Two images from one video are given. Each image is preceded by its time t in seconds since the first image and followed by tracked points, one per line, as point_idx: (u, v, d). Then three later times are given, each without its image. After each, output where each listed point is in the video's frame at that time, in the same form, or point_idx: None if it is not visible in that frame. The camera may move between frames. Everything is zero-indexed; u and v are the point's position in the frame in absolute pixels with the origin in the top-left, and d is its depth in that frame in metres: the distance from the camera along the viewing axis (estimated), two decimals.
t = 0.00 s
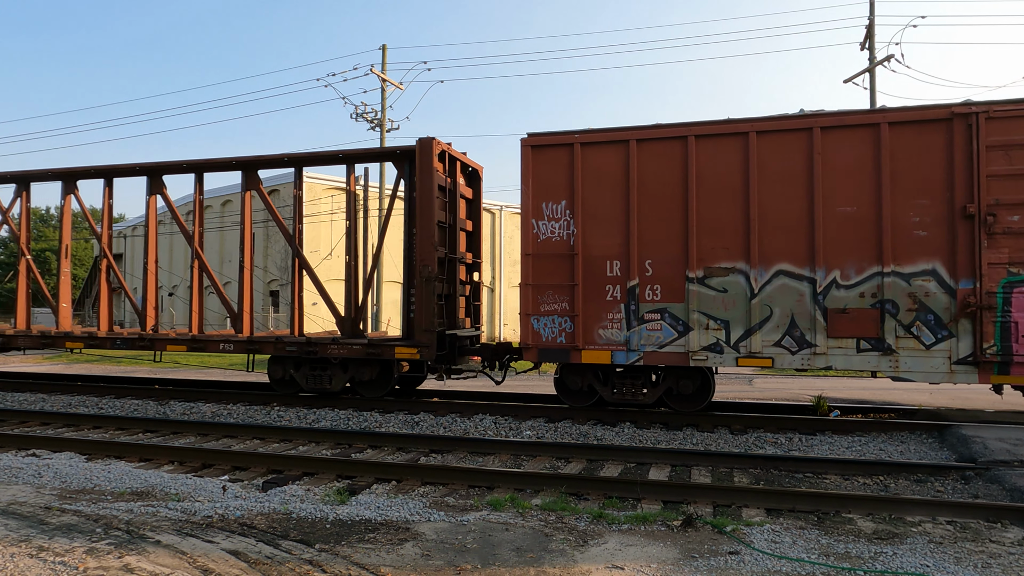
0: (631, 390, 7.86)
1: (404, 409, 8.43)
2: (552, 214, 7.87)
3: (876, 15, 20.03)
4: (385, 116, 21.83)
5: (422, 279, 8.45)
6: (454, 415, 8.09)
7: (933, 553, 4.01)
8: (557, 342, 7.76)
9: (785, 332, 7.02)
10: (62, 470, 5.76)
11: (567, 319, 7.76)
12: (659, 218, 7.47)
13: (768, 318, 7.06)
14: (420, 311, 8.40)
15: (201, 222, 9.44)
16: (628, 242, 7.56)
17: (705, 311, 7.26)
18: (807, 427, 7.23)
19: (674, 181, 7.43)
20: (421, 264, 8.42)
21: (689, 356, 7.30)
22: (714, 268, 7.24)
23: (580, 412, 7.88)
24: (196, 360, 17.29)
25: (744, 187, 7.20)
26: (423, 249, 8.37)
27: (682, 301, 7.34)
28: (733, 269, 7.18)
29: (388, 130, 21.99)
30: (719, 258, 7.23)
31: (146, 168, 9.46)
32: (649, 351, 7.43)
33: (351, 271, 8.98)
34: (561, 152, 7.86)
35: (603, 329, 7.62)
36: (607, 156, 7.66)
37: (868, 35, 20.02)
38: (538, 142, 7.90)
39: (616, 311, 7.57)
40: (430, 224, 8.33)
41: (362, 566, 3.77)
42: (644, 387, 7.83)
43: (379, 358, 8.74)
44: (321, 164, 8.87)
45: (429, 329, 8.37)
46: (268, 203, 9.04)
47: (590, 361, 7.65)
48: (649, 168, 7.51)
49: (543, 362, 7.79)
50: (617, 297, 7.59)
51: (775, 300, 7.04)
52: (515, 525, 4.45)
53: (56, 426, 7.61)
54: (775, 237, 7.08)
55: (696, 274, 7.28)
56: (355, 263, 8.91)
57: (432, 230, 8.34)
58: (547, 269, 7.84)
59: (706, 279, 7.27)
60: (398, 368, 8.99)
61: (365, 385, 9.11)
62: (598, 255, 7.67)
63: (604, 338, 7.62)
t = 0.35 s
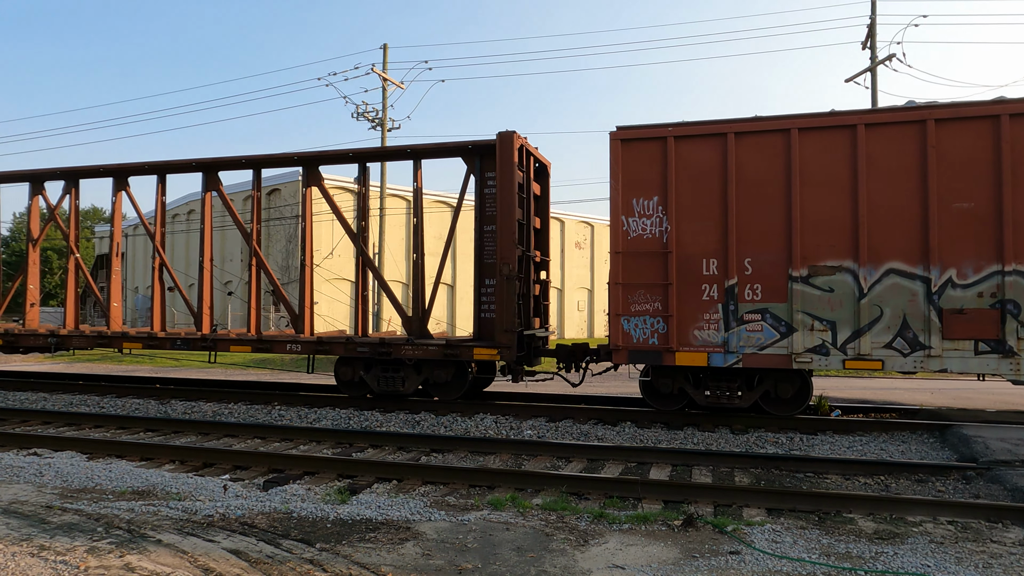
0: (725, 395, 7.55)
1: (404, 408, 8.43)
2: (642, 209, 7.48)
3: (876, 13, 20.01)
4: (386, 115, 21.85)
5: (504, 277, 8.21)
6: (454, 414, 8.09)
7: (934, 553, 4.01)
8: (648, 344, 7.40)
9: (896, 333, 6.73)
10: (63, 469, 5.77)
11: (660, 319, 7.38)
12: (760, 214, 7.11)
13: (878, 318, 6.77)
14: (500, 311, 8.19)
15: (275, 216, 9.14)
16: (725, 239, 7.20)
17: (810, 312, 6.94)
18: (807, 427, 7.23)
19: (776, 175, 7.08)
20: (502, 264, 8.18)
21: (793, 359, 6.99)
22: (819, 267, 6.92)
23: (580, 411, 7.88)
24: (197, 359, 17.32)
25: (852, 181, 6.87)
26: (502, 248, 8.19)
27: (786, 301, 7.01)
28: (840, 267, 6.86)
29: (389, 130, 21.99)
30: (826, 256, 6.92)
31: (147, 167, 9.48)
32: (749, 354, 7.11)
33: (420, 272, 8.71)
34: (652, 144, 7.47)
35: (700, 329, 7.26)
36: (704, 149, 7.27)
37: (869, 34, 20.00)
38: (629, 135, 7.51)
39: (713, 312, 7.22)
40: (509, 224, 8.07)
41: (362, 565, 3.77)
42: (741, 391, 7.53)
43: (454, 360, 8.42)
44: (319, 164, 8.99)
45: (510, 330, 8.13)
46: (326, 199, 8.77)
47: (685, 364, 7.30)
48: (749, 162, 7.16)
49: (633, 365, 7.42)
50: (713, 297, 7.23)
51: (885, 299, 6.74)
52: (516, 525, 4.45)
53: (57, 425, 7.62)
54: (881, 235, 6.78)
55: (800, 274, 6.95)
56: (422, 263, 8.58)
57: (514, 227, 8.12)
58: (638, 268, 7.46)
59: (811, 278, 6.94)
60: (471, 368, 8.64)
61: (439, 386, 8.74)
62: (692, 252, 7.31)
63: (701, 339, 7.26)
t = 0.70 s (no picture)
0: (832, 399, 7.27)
1: (405, 408, 8.43)
2: (742, 205, 7.24)
3: (877, 12, 19.97)
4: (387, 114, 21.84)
5: (589, 276, 7.94)
6: (455, 413, 8.09)
7: (935, 552, 4.01)
8: (748, 345, 7.17)
9: (1016, 334, 6.44)
10: (64, 468, 5.78)
11: (759, 319, 7.15)
12: (870, 210, 6.86)
13: (997, 318, 6.48)
14: (586, 311, 7.93)
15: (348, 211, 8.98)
16: (831, 236, 6.95)
17: (924, 311, 6.66)
18: (809, 427, 7.21)
19: (885, 169, 6.83)
20: (587, 260, 7.91)
21: (905, 360, 6.73)
22: (933, 265, 6.65)
23: (581, 411, 7.87)
24: (198, 359, 17.34)
25: (967, 176, 6.60)
26: (587, 245, 7.91)
27: (898, 300, 6.75)
28: (955, 265, 6.60)
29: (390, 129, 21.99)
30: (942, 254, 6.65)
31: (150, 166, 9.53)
32: (857, 355, 6.86)
33: (490, 270, 8.55)
34: (753, 137, 7.23)
35: (803, 330, 7.01)
36: (805, 141, 7.04)
37: (870, 33, 19.97)
38: (727, 127, 7.26)
39: (818, 312, 6.97)
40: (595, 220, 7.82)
41: (363, 564, 3.77)
42: (845, 396, 7.27)
43: (537, 361, 8.16)
44: (318, 163, 9.01)
45: (598, 330, 7.87)
46: (392, 195, 8.64)
47: (786, 365, 7.07)
48: (857, 156, 6.91)
49: (732, 366, 7.22)
50: (818, 296, 6.97)
51: (1004, 299, 6.44)
52: (516, 524, 4.45)
53: (58, 424, 7.62)
54: (999, 232, 6.48)
55: (913, 272, 6.68)
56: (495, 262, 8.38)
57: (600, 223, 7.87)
58: (736, 266, 7.23)
59: (925, 276, 6.67)
60: (551, 371, 8.36)
61: (516, 388, 8.46)
62: (795, 249, 7.06)
63: (804, 340, 7.01)
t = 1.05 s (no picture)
0: (941, 402, 6.99)
1: (406, 408, 8.42)
2: (850, 201, 6.97)
3: (878, 12, 19.97)
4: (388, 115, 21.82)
5: (682, 275, 7.64)
6: (456, 413, 8.08)
7: (936, 552, 4.00)
8: (856, 346, 6.91)
9: None
10: (65, 467, 5.79)
11: (869, 320, 6.88)
12: (990, 206, 6.59)
13: None
14: (679, 311, 7.65)
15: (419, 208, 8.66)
16: (947, 233, 6.67)
17: None
18: (811, 427, 7.20)
19: (1003, 164, 6.57)
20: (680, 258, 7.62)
21: None
22: None
23: (582, 411, 7.87)
24: (199, 359, 17.35)
25: None
26: (682, 244, 7.63)
27: (1019, 300, 6.48)
28: None
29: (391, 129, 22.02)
30: None
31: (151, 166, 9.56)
32: (977, 357, 6.58)
33: (563, 269, 8.29)
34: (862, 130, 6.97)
35: (916, 331, 6.75)
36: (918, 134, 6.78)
37: (871, 33, 19.97)
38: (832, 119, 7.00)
39: (933, 311, 6.70)
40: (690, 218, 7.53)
41: (364, 564, 3.77)
42: (957, 399, 6.97)
43: (623, 363, 7.96)
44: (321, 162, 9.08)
45: (693, 331, 7.59)
46: (464, 194, 8.46)
47: (898, 368, 6.81)
48: (975, 150, 6.63)
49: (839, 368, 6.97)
50: (933, 296, 6.70)
51: None
52: (517, 524, 4.44)
53: (59, 424, 7.62)
54: None
55: None
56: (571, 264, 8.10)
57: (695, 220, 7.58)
58: (843, 263, 6.95)
59: None
60: (638, 374, 8.16)
61: (598, 392, 8.25)
62: (908, 247, 6.78)
63: (917, 342, 6.75)
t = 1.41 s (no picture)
0: None
1: (407, 407, 8.42)
2: (969, 196, 6.67)
3: (880, 12, 19.93)
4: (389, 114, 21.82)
5: (780, 276, 7.21)
6: (458, 413, 8.08)
7: (938, 552, 3.99)
8: (974, 349, 6.61)
9: None
10: (67, 467, 5.80)
11: (987, 321, 6.58)
12: None
13: None
14: (778, 313, 7.22)
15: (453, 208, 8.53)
16: None
17: None
18: (812, 427, 7.19)
19: None
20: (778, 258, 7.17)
21: None
22: None
23: (584, 411, 7.86)
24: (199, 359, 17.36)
25: None
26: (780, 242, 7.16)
27: None
28: None
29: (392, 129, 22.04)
30: None
31: (153, 166, 9.58)
32: None
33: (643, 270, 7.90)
34: (981, 122, 6.66)
35: None
36: None
37: (873, 33, 19.95)
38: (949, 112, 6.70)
39: None
40: (790, 214, 7.04)
41: (365, 563, 3.77)
42: None
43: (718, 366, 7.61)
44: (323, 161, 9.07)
45: (793, 334, 7.17)
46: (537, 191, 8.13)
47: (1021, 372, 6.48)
48: None
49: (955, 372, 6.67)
50: None
51: None
52: (519, 523, 4.45)
53: (60, 423, 7.63)
54: None
55: None
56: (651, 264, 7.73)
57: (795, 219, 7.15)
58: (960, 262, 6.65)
59: None
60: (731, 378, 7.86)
61: (692, 397, 7.92)
62: None
63: None
